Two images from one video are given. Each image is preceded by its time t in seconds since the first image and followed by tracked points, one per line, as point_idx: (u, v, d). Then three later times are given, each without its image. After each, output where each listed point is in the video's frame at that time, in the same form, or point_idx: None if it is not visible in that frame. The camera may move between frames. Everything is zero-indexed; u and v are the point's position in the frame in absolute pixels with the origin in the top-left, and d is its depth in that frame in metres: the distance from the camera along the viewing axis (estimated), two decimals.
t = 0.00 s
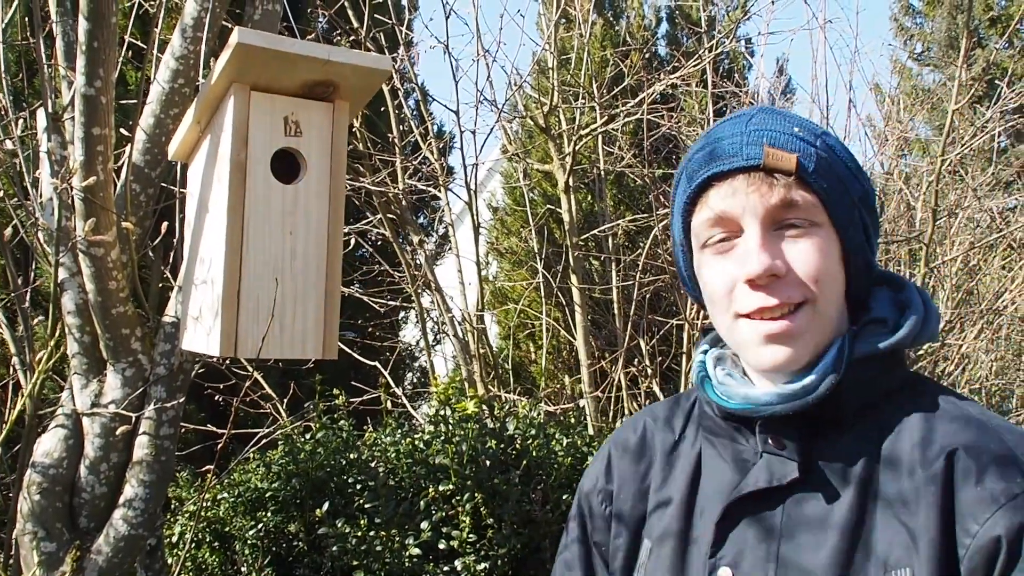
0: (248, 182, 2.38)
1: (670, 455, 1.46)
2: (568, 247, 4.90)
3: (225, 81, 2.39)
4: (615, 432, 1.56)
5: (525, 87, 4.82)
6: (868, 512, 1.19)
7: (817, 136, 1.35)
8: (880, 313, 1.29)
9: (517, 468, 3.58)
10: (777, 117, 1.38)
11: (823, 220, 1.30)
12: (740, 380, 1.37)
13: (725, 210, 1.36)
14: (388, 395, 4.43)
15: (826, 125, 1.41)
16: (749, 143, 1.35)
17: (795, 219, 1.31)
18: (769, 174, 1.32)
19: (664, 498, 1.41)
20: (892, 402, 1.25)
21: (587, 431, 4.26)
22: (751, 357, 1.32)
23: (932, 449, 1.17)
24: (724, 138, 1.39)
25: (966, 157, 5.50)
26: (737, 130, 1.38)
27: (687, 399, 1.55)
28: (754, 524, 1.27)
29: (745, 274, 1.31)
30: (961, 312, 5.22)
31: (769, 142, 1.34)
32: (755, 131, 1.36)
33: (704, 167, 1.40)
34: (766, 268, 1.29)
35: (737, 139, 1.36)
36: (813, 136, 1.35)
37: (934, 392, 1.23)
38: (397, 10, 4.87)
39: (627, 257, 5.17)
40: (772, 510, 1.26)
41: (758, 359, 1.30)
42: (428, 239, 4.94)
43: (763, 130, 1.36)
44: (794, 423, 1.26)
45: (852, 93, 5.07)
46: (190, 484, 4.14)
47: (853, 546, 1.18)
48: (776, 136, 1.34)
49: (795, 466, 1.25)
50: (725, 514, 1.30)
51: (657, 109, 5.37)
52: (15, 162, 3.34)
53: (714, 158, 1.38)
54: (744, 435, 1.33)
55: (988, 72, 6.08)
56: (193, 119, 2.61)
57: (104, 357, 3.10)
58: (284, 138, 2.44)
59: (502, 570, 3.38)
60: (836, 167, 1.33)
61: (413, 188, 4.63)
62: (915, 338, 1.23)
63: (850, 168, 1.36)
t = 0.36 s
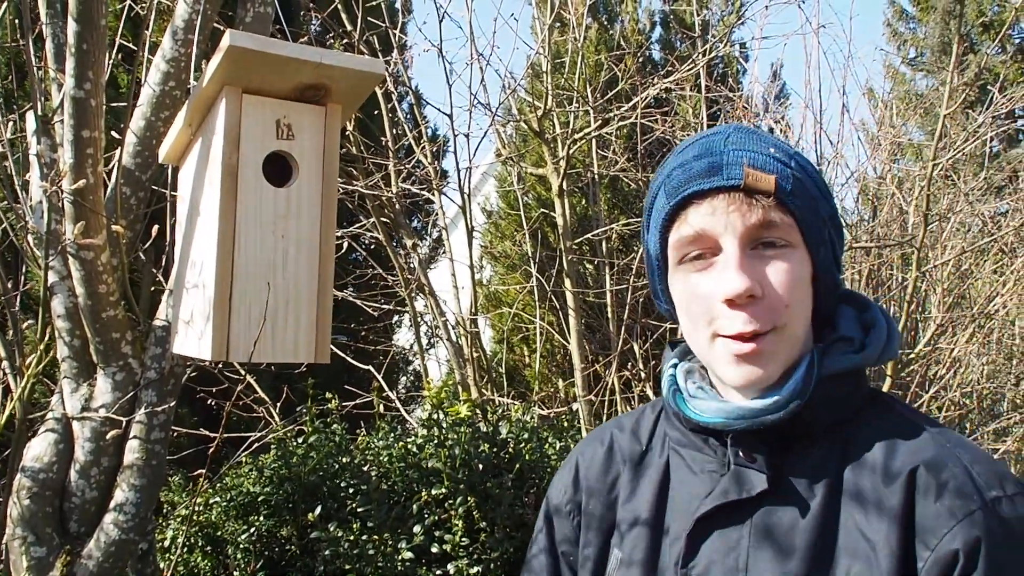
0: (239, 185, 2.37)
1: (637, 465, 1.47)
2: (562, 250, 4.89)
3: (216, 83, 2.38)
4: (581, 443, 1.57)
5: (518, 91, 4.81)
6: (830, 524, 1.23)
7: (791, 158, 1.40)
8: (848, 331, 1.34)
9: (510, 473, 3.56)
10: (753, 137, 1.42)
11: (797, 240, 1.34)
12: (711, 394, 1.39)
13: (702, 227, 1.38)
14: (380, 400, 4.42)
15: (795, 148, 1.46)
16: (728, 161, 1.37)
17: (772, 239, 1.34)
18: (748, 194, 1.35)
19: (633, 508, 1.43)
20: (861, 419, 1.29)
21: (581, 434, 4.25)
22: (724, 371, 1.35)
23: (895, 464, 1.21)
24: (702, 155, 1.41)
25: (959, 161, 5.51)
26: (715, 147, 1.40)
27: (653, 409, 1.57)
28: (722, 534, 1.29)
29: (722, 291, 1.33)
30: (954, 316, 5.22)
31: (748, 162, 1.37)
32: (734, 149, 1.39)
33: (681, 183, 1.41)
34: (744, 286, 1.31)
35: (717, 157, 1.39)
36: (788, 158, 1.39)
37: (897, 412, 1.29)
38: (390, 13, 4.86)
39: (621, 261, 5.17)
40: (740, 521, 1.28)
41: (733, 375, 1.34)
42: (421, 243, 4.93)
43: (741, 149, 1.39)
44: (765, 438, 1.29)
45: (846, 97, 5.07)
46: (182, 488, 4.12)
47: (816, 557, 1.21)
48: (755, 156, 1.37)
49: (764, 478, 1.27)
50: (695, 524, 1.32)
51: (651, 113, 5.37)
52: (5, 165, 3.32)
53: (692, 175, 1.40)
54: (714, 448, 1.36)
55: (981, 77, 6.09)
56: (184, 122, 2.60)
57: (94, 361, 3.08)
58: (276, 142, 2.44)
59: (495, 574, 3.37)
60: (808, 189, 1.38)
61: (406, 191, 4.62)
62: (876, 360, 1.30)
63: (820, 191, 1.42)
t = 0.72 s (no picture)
0: (225, 179, 2.35)
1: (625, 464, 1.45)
2: (553, 248, 4.87)
3: (203, 76, 2.36)
4: (568, 443, 1.54)
5: (510, 88, 4.80)
6: (819, 518, 1.22)
7: (775, 156, 1.37)
8: (830, 326, 1.33)
9: (500, 471, 3.55)
10: (737, 133, 1.40)
11: (778, 240, 1.33)
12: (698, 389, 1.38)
13: (684, 225, 1.37)
14: (370, 398, 4.40)
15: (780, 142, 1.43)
16: (712, 158, 1.35)
17: (752, 239, 1.33)
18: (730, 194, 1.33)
19: (622, 507, 1.41)
20: (847, 412, 1.29)
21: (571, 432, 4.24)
22: (705, 371, 1.33)
23: (883, 454, 1.21)
24: (685, 150, 1.38)
25: (950, 160, 5.52)
26: (699, 143, 1.38)
27: (639, 407, 1.55)
28: (709, 530, 1.28)
29: (701, 290, 1.33)
30: (945, 315, 5.23)
31: (732, 160, 1.34)
32: (717, 147, 1.36)
33: (663, 180, 1.39)
34: (721, 287, 1.30)
35: (701, 153, 1.36)
36: (772, 156, 1.37)
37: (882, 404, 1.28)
38: (381, 9, 4.84)
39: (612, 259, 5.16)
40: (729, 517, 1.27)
41: (711, 379, 1.33)
42: (411, 240, 4.91)
43: (725, 146, 1.36)
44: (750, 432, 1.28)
45: (837, 95, 5.06)
46: (169, 486, 4.09)
47: (803, 549, 1.21)
48: (739, 154, 1.35)
49: (752, 472, 1.26)
50: (684, 521, 1.31)
51: (643, 111, 5.36)
52: None
53: (675, 171, 1.37)
54: (701, 443, 1.34)
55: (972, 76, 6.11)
56: (171, 115, 2.57)
57: (80, 358, 3.05)
58: (263, 135, 2.41)
59: (484, 573, 3.36)
60: (791, 188, 1.36)
61: (396, 188, 4.60)
62: (861, 353, 1.29)
63: (804, 187, 1.40)
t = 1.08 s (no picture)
0: (220, 176, 2.35)
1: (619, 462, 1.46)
2: (548, 245, 4.87)
3: (198, 72, 2.36)
4: (564, 442, 1.56)
5: (505, 85, 4.79)
6: (808, 513, 1.23)
7: (764, 173, 1.36)
8: (818, 326, 1.34)
9: (494, 467, 3.56)
10: (725, 150, 1.38)
11: (769, 261, 1.32)
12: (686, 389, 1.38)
13: (675, 248, 1.35)
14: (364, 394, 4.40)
15: (765, 155, 1.43)
16: (702, 181, 1.33)
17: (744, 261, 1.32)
18: (722, 218, 1.31)
19: (616, 504, 1.42)
20: (837, 409, 1.30)
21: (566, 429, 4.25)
22: (692, 380, 1.33)
23: (872, 451, 1.22)
24: (674, 173, 1.36)
25: (944, 158, 5.54)
26: (689, 164, 1.36)
27: (633, 407, 1.56)
28: (700, 526, 1.29)
29: (694, 313, 1.31)
30: (938, 313, 5.25)
31: (723, 182, 1.33)
32: (707, 168, 1.34)
33: (653, 204, 1.36)
34: (714, 311, 1.29)
35: (691, 176, 1.34)
36: (761, 175, 1.36)
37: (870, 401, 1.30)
38: (376, 5, 4.83)
39: (607, 256, 5.16)
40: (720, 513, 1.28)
41: (698, 390, 1.32)
42: (407, 237, 4.91)
43: (715, 167, 1.34)
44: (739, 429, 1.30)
45: (832, 92, 5.06)
46: (164, 482, 4.10)
47: (794, 545, 1.22)
48: (730, 175, 1.33)
49: (741, 468, 1.28)
50: (677, 517, 1.32)
51: (638, 108, 5.37)
52: None
53: (665, 195, 1.35)
54: (692, 441, 1.36)
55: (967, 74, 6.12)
56: (165, 111, 2.57)
57: (74, 353, 3.05)
58: (257, 131, 2.41)
59: (477, 569, 3.37)
60: (780, 206, 1.35)
61: (391, 185, 4.60)
62: (848, 350, 1.30)
63: (791, 200, 1.40)
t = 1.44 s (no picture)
0: (212, 172, 2.33)
1: (615, 454, 1.45)
2: (543, 244, 4.85)
3: (191, 68, 2.35)
4: (561, 434, 1.54)
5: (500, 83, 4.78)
6: (799, 510, 1.22)
7: (764, 169, 1.36)
8: (812, 323, 1.34)
9: (488, 466, 3.55)
10: (726, 145, 1.38)
11: (768, 255, 1.32)
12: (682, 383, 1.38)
13: (676, 241, 1.34)
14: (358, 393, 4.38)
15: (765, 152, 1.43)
16: (704, 174, 1.33)
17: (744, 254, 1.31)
18: (723, 211, 1.31)
19: (610, 498, 1.41)
20: (831, 407, 1.29)
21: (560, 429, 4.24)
22: (692, 375, 1.33)
23: (863, 449, 1.21)
24: (677, 166, 1.36)
25: (940, 159, 5.54)
26: (691, 158, 1.35)
27: (629, 401, 1.55)
28: (691, 520, 1.29)
29: (693, 305, 1.31)
30: (933, 313, 5.26)
31: (725, 176, 1.32)
32: (708, 162, 1.34)
33: (656, 196, 1.36)
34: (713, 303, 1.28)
35: (693, 170, 1.34)
36: (762, 171, 1.36)
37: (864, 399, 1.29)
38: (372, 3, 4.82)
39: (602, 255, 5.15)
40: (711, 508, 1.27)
41: (698, 383, 1.32)
42: (401, 236, 4.89)
43: (716, 161, 1.34)
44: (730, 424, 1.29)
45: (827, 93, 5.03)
46: (156, 480, 4.08)
47: (786, 543, 1.21)
48: (731, 170, 1.33)
49: (731, 463, 1.27)
50: (670, 510, 1.31)
51: (634, 108, 5.36)
52: None
53: (668, 188, 1.35)
54: (687, 435, 1.35)
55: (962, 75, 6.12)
56: (158, 107, 2.56)
57: (65, 351, 3.04)
58: (251, 128, 2.40)
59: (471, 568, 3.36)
60: (780, 202, 1.35)
61: (386, 183, 4.58)
62: (841, 348, 1.30)
63: (791, 197, 1.39)
